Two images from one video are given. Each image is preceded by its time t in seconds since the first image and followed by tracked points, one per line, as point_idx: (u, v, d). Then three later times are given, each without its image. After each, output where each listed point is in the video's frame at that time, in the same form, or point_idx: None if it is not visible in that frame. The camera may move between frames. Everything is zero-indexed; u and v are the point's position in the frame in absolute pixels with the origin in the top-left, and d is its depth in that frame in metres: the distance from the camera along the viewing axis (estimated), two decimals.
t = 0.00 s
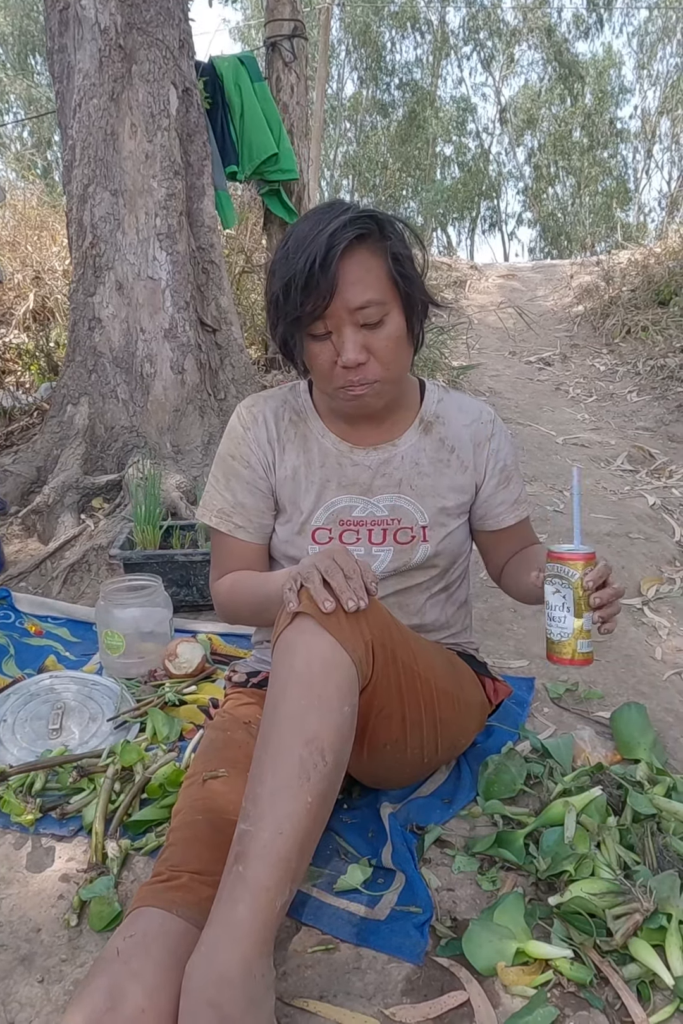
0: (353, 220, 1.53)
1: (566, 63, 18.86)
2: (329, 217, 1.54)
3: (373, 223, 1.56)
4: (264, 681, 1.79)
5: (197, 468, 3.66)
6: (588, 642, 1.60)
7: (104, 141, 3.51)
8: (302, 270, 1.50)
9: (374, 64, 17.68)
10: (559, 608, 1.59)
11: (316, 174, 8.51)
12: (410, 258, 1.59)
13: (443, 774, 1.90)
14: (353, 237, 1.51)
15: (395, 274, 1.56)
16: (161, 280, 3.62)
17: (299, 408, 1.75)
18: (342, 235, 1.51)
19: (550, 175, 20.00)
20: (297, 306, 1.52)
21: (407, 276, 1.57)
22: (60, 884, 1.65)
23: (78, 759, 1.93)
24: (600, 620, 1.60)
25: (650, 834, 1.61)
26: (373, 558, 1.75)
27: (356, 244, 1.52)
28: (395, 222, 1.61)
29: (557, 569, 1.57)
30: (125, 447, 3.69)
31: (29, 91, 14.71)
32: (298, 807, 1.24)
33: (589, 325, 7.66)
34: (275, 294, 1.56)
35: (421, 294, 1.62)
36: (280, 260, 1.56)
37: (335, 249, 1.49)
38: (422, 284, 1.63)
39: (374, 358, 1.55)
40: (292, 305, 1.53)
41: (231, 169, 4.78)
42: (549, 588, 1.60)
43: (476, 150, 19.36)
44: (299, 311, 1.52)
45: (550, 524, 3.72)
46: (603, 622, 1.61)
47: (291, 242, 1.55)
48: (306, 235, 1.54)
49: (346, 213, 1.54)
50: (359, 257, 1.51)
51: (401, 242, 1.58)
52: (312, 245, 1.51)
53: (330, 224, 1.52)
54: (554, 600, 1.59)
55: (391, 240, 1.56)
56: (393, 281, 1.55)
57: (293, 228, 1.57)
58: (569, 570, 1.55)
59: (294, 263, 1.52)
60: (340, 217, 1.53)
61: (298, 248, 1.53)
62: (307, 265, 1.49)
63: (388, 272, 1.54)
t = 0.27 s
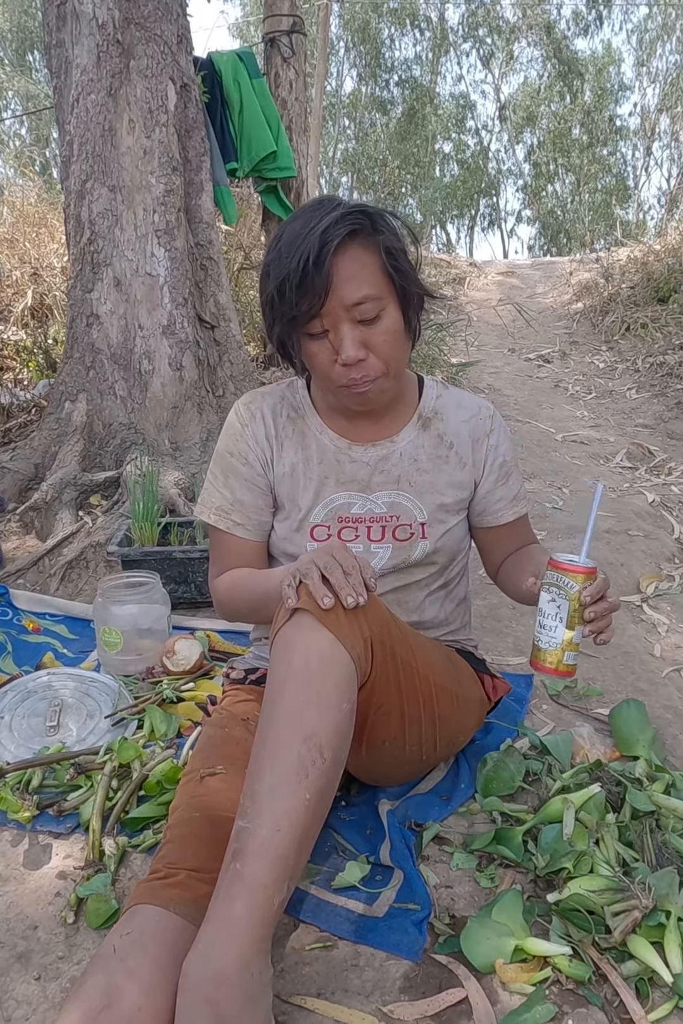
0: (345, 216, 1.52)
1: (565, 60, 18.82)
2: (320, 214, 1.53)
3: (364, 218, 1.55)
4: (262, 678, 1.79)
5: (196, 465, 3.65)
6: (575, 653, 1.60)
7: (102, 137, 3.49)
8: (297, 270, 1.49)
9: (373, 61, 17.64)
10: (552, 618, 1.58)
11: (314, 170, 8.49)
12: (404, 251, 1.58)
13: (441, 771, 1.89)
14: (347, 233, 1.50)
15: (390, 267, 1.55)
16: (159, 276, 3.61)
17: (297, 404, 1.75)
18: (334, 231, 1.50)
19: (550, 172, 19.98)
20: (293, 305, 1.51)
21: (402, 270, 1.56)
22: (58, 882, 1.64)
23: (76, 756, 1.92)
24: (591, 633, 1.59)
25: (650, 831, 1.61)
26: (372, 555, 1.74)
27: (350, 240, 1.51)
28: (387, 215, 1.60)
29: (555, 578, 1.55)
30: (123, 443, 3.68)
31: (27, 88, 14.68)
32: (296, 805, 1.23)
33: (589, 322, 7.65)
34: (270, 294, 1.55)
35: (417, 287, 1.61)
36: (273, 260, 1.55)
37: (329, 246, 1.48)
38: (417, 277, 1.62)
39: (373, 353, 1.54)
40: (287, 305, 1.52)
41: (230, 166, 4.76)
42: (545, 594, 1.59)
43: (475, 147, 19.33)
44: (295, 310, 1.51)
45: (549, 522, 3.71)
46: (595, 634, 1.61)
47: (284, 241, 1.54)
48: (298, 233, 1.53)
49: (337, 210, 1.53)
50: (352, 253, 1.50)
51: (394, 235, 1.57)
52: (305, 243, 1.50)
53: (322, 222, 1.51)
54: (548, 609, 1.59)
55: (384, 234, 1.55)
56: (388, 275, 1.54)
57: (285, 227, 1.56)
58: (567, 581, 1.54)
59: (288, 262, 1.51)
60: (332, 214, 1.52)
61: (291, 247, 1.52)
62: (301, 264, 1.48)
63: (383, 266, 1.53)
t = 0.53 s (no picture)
0: (335, 213, 1.51)
1: (565, 57, 18.75)
2: (311, 211, 1.52)
3: (355, 215, 1.54)
4: (262, 675, 1.78)
5: (195, 462, 3.64)
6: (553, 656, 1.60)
7: (101, 133, 3.48)
8: (287, 268, 1.48)
9: (373, 58, 17.61)
10: (542, 619, 1.58)
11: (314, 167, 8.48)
12: (396, 247, 1.57)
13: (441, 769, 1.89)
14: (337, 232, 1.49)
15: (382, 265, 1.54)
16: (159, 273, 3.60)
17: (296, 401, 1.74)
18: (324, 229, 1.49)
19: (550, 169, 19.96)
20: (284, 304, 1.51)
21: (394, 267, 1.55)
22: (57, 880, 1.64)
23: (75, 754, 1.92)
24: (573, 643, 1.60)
25: (650, 829, 1.61)
26: (371, 552, 1.74)
27: (340, 238, 1.50)
28: (379, 212, 1.59)
29: (558, 582, 1.55)
30: (123, 440, 3.67)
31: (27, 85, 14.67)
32: (295, 802, 1.23)
33: (589, 320, 7.64)
34: (262, 293, 1.55)
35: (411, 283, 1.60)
36: (265, 258, 1.54)
37: (320, 244, 1.47)
38: (410, 274, 1.61)
39: (365, 351, 1.53)
40: (279, 303, 1.52)
41: (228, 163, 4.75)
42: (542, 595, 1.59)
43: (474, 144, 19.30)
44: (286, 308, 1.51)
45: (549, 519, 3.71)
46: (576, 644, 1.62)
47: (275, 239, 1.53)
48: (289, 231, 1.52)
49: (328, 207, 1.52)
50: (343, 250, 1.49)
51: (386, 232, 1.56)
52: (295, 241, 1.49)
53: (312, 220, 1.50)
54: (542, 610, 1.58)
55: (376, 231, 1.54)
56: (380, 273, 1.53)
57: (277, 225, 1.55)
58: (570, 588, 1.54)
59: (279, 261, 1.50)
60: (322, 211, 1.51)
61: (282, 245, 1.51)
62: (291, 263, 1.48)
63: (375, 263, 1.52)
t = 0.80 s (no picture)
0: (320, 208, 1.50)
1: (565, 55, 18.50)
2: (298, 205, 1.51)
3: (343, 209, 1.51)
4: (261, 672, 1.77)
5: (194, 459, 3.63)
6: (556, 655, 1.60)
7: (100, 129, 3.47)
8: (261, 260, 1.49)
9: (372, 56, 17.57)
10: (532, 620, 1.58)
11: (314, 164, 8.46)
12: (385, 244, 1.53)
13: (441, 766, 1.88)
14: (315, 227, 1.48)
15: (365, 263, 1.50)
16: (158, 269, 3.59)
17: (294, 397, 1.73)
18: (304, 223, 1.48)
19: (550, 167, 19.93)
20: (259, 295, 1.52)
21: (378, 264, 1.51)
22: (55, 877, 1.63)
23: (74, 751, 1.91)
24: (570, 635, 1.60)
25: (651, 826, 1.60)
26: (371, 548, 1.73)
27: (318, 234, 1.48)
28: (374, 207, 1.55)
29: (535, 581, 1.55)
30: (122, 437, 3.66)
31: (26, 83, 14.64)
32: (295, 800, 1.22)
33: (589, 317, 7.63)
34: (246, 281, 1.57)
35: (399, 282, 1.55)
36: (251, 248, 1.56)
37: (294, 238, 1.47)
38: (400, 274, 1.56)
39: (335, 348, 1.51)
40: (255, 294, 1.53)
41: (230, 155, 4.73)
42: (525, 595, 1.59)
43: (474, 142, 19.26)
44: (261, 300, 1.52)
45: (549, 516, 3.70)
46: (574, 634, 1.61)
47: (262, 229, 1.54)
48: (273, 223, 1.52)
49: (314, 201, 1.51)
50: (321, 246, 1.48)
51: (376, 228, 1.52)
52: (274, 234, 1.49)
53: (296, 213, 1.50)
54: (529, 610, 1.58)
55: (362, 228, 1.51)
56: (359, 271, 1.49)
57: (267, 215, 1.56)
58: (547, 584, 1.53)
59: (258, 251, 1.51)
60: (308, 206, 1.50)
61: (263, 237, 1.52)
62: (266, 255, 1.48)
63: (354, 260, 1.49)
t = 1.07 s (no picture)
0: (312, 199, 1.48)
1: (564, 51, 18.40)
2: (290, 196, 1.51)
3: (334, 201, 1.49)
4: (258, 668, 1.76)
5: (192, 455, 3.61)
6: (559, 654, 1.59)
7: (97, 124, 3.45)
8: (251, 249, 1.49)
9: (371, 53, 17.53)
10: (532, 620, 1.56)
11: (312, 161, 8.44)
12: (377, 236, 1.50)
13: (439, 762, 1.87)
14: (305, 217, 1.46)
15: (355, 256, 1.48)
16: (155, 265, 3.57)
17: (290, 391, 1.72)
18: (293, 213, 1.46)
19: (549, 164, 19.91)
20: (248, 284, 1.51)
21: (368, 257, 1.48)
22: (51, 874, 1.62)
23: (69, 747, 1.90)
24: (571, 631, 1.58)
25: (650, 822, 1.59)
26: (368, 543, 1.72)
27: (308, 225, 1.47)
28: (368, 199, 1.53)
29: (531, 581, 1.54)
30: (119, 434, 3.64)
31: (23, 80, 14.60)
32: (291, 795, 1.21)
33: (588, 314, 7.61)
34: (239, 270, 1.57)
35: (390, 275, 1.53)
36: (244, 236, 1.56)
37: (282, 228, 1.46)
38: (393, 268, 1.53)
39: (322, 340, 1.50)
40: (245, 283, 1.52)
41: (229, 152, 4.72)
42: (522, 597, 1.58)
43: (474, 139, 19.23)
44: (251, 289, 1.51)
45: (548, 512, 3.69)
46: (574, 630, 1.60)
47: (255, 218, 1.54)
48: (266, 212, 1.52)
49: (306, 192, 1.49)
50: (310, 236, 1.46)
51: (367, 221, 1.50)
52: (264, 224, 1.49)
53: (286, 204, 1.49)
54: (527, 610, 1.57)
55: (353, 220, 1.49)
56: (348, 263, 1.48)
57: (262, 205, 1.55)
58: (544, 582, 1.52)
59: (249, 240, 1.51)
60: (300, 196, 1.49)
61: (255, 226, 1.52)
62: (256, 245, 1.48)
63: (343, 252, 1.47)
